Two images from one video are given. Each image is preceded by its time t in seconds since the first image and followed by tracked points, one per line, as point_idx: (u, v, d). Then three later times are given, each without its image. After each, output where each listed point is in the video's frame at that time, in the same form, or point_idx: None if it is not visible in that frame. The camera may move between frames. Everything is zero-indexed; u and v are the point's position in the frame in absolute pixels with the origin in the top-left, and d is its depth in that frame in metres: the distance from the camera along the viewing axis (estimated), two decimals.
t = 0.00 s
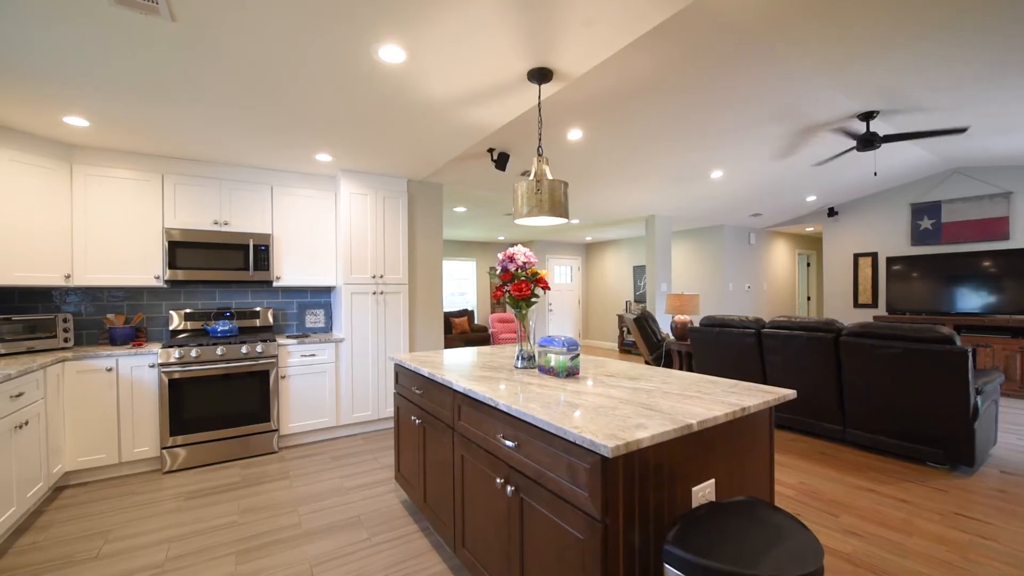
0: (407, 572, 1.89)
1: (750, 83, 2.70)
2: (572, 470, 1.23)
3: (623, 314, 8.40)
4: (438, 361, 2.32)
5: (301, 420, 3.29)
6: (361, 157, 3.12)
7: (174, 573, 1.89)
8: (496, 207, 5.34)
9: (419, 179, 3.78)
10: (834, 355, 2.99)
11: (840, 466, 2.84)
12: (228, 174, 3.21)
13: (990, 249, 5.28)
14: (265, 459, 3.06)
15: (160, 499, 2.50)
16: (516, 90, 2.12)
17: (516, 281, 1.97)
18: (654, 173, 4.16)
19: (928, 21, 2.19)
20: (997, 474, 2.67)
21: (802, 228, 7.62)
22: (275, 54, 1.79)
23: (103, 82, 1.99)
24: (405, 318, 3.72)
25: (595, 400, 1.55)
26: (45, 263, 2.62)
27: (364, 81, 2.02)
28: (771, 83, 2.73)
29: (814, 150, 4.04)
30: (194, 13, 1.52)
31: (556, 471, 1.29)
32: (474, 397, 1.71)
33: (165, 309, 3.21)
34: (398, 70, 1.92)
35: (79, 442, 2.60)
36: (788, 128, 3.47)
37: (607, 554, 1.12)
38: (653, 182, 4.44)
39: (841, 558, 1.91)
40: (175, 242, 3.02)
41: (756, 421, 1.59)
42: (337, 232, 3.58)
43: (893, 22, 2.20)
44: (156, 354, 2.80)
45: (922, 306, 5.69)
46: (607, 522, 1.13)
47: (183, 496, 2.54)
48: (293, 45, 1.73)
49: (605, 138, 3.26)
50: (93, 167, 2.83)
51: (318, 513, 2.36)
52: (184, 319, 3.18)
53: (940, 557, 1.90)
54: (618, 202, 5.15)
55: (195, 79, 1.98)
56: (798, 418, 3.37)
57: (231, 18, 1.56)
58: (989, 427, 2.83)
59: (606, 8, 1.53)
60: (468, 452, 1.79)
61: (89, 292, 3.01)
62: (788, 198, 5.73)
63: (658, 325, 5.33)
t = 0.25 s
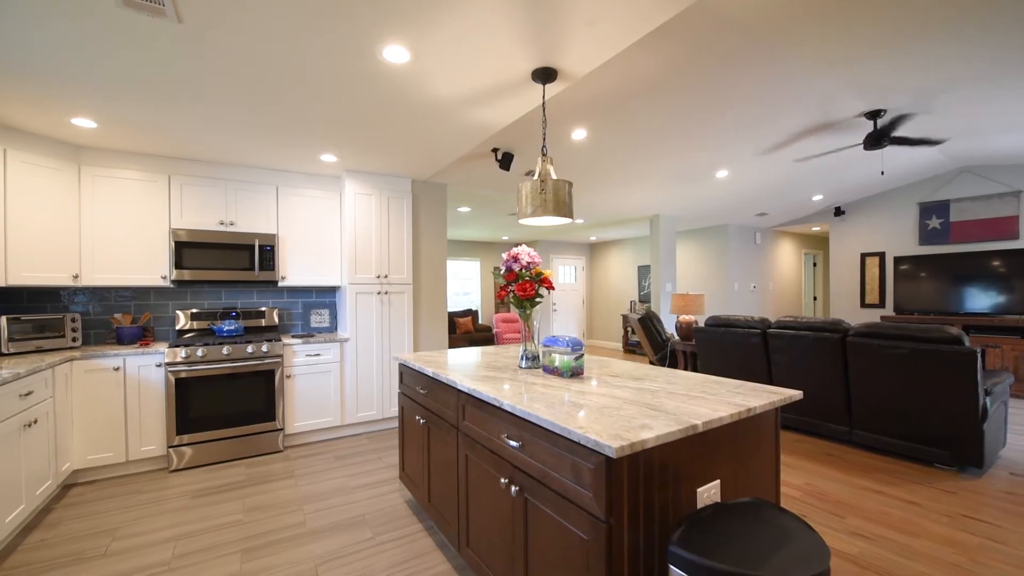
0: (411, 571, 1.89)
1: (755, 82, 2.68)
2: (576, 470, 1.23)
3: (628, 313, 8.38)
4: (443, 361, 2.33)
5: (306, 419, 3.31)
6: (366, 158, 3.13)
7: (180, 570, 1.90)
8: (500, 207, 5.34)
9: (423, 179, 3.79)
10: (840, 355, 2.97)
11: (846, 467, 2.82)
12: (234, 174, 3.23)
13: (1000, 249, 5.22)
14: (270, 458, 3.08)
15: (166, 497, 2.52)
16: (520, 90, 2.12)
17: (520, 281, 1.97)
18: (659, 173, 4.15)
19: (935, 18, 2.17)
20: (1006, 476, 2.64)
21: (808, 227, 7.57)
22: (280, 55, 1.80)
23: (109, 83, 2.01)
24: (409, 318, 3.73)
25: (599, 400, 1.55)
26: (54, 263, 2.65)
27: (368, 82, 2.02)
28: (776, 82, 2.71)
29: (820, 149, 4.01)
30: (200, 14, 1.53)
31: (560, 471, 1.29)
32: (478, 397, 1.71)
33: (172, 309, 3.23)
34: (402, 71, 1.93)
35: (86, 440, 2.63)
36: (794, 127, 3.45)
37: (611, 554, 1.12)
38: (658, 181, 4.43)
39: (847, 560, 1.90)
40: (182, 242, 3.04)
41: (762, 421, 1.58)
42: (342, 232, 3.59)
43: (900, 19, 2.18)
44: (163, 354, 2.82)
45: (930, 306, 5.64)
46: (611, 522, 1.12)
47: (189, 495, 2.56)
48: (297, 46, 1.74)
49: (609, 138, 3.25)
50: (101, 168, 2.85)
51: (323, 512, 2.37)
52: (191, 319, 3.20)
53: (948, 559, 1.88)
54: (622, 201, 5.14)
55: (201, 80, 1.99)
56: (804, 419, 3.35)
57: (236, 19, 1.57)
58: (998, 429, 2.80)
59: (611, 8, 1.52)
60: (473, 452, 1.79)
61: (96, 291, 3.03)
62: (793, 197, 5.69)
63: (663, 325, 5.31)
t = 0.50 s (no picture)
0: (416, 570, 1.89)
1: (761, 81, 2.67)
2: (581, 470, 1.22)
3: (632, 313, 8.35)
4: (447, 361, 2.33)
5: (311, 419, 3.32)
6: (371, 158, 3.14)
7: (187, 568, 1.92)
8: (504, 207, 5.35)
9: (428, 179, 3.79)
10: (847, 356, 2.95)
11: (853, 468, 2.80)
12: (240, 175, 3.25)
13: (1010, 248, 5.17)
14: (276, 457, 3.10)
15: (173, 495, 2.54)
16: (525, 90, 2.12)
17: (524, 281, 1.97)
18: (664, 172, 4.13)
19: (944, 14, 2.14)
20: (1016, 478, 2.61)
21: (814, 227, 7.52)
22: (285, 56, 1.81)
23: (117, 85, 2.03)
24: (413, 318, 3.74)
25: (604, 400, 1.54)
26: (63, 263, 2.68)
27: (373, 83, 2.03)
28: (782, 80, 2.69)
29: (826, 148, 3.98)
30: (206, 16, 1.54)
31: (564, 471, 1.29)
32: (483, 396, 1.71)
33: (179, 309, 3.26)
34: (406, 71, 1.93)
35: (95, 438, 2.65)
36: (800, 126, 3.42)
37: (616, 555, 1.12)
38: (663, 181, 4.41)
39: (855, 562, 1.88)
40: (189, 242, 3.07)
41: (768, 422, 1.57)
42: (347, 233, 3.60)
43: (909, 16, 2.16)
44: (170, 353, 2.84)
45: (939, 307, 5.61)
46: (616, 522, 1.12)
47: (196, 493, 2.58)
48: (302, 47, 1.75)
49: (614, 137, 3.24)
50: (109, 169, 2.88)
51: (328, 511, 2.38)
52: (197, 318, 3.23)
53: (957, 562, 1.86)
54: (627, 201, 5.13)
55: (207, 81, 2.01)
56: (810, 420, 3.32)
57: (242, 20, 1.57)
58: (1008, 430, 2.77)
59: (616, 7, 1.52)
60: (477, 452, 1.79)
61: (104, 291, 3.06)
62: (800, 196, 5.65)
63: (667, 325, 5.29)
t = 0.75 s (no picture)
0: (420, 570, 1.90)
1: (767, 80, 2.65)
2: (585, 470, 1.22)
3: (637, 313, 8.33)
4: (451, 360, 2.33)
5: (316, 418, 3.34)
6: (375, 158, 3.15)
7: (193, 566, 1.93)
8: (508, 207, 5.34)
9: (432, 179, 3.80)
10: (854, 356, 2.92)
11: (860, 470, 2.77)
12: (246, 176, 3.27)
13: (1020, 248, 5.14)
14: (281, 456, 3.11)
15: (180, 494, 2.56)
16: (529, 90, 2.12)
17: (529, 281, 1.97)
18: (669, 172, 4.12)
19: (953, 12, 2.13)
20: None
21: (821, 226, 7.46)
22: (290, 57, 1.82)
23: (125, 87, 2.05)
24: (418, 318, 3.75)
25: (608, 400, 1.54)
26: (71, 263, 2.71)
27: (377, 83, 2.04)
28: (788, 79, 2.68)
29: (833, 147, 3.95)
30: (212, 18, 1.55)
31: (569, 471, 1.29)
32: (487, 396, 1.71)
33: (185, 309, 3.28)
34: (411, 72, 1.94)
35: (102, 437, 2.68)
36: (806, 125, 3.40)
37: (621, 555, 1.11)
38: (667, 181, 4.40)
39: (862, 564, 1.86)
40: (195, 243, 3.09)
41: (774, 422, 1.56)
42: (351, 233, 3.62)
43: (917, 14, 2.14)
44: (177, 352, 2.86)
45: (948, 307, 5.60)
46: (621, 522, 1.12)
47: (202, 492, 2.59)
48: (307, 48, 1.76)
49: (618, 137, 3.24)
50: (117, 170, 2.91)
51: (332, 510, 2.39)
52: (204, 318, 3.25)
53: (966, 564, 1.84)
54: (631, 201, 5.11)
55: (213, 82, 2.02)
56: (817, 421, 3.30)
57: (248, 22, 1.58)
58: (1018, 432, 2.74)
59: (622, 6, 1.51)
60: (482, 452, 1.79)
61: (112, 291, 3.09)
62: (805, 196, 5.62)
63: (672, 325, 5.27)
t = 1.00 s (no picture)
0: (425, 569, 1.90)
1: (774, 79, 2.63)
2: (590, 470, 1.22)
3: (642, 313, 8.30)
4: (456, 360, 2.34)
5: (321, 417, 3.35)
6: (380, 158, 3.16)
7: (200, 564, 1.94)
8: (513, 207, 5.34)
9: (437, 179, 3.80)
10: (861, 357, 2.90)
11: (867, 471, 2.75)
12: (252, 176, 3.30)
13: None
14: (287, 455, 3.13)
15: (187, 492, 2.58)
16: (533, 90, 2.12)
17: (533, 281, 1.97)
18: (674, 172, 4.10)
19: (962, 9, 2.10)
20: None
21: (827, 226, 7.41)
22: (296, 58, 1.83)
23: (132, 89, 2.07)
24: (422, 317, 3.75)
25: (613, 400, 1.54)
26: (80, 264, 2.74)
27: (382, 84, 2.04)
28: (795, 78, 2.66)
29: (840, 146, 3.92)
30: (219, 20, 1.57)
31: (573, 471, 1.29)
32: (492, 396, 1.71)
33: (192, 308, 3.31)
34: (415, 72, 1.94)
35: (111, 435, 2.70)
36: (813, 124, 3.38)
37: (625, 555, 1.11)
38: (672, 180, 4.38)
39: (869, 566, 1.85)
40: (202, 243, 3.11)
41: (780, 423, 1.56)
42: (356, 233, 3.63)
43: (926, 11, 2.12)
44: (184, 352, 2.88)
45: (956, 307, 5.53)
46: (626, 523, 1.12)
47: (209, 490, 2.61)
48: (312, 50, 1.76)
49: (623, 136, 3.23)
50: (125, 171, 2.93)
51: (337, 509, 2.40)
52: (210, 318, 3.27)
53: (974, 567, 1.83)
54: (636, 201, 5.10)
55: (220, 84, 2.04)
56: (823, 422, 3.28)
57: (254, 24, 1.59)
58: None
59: (626, 6, 1.51)
60: (486, 451, 1.79)
61: (120, 291, 3.12)
62: (812, 195, 5.58)
63: (677, 325, 5.24)
